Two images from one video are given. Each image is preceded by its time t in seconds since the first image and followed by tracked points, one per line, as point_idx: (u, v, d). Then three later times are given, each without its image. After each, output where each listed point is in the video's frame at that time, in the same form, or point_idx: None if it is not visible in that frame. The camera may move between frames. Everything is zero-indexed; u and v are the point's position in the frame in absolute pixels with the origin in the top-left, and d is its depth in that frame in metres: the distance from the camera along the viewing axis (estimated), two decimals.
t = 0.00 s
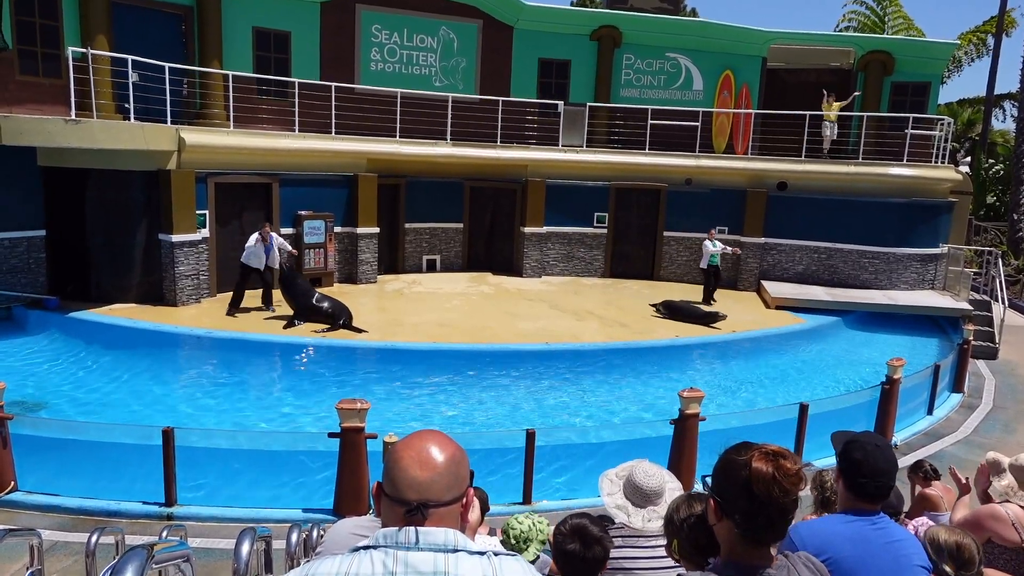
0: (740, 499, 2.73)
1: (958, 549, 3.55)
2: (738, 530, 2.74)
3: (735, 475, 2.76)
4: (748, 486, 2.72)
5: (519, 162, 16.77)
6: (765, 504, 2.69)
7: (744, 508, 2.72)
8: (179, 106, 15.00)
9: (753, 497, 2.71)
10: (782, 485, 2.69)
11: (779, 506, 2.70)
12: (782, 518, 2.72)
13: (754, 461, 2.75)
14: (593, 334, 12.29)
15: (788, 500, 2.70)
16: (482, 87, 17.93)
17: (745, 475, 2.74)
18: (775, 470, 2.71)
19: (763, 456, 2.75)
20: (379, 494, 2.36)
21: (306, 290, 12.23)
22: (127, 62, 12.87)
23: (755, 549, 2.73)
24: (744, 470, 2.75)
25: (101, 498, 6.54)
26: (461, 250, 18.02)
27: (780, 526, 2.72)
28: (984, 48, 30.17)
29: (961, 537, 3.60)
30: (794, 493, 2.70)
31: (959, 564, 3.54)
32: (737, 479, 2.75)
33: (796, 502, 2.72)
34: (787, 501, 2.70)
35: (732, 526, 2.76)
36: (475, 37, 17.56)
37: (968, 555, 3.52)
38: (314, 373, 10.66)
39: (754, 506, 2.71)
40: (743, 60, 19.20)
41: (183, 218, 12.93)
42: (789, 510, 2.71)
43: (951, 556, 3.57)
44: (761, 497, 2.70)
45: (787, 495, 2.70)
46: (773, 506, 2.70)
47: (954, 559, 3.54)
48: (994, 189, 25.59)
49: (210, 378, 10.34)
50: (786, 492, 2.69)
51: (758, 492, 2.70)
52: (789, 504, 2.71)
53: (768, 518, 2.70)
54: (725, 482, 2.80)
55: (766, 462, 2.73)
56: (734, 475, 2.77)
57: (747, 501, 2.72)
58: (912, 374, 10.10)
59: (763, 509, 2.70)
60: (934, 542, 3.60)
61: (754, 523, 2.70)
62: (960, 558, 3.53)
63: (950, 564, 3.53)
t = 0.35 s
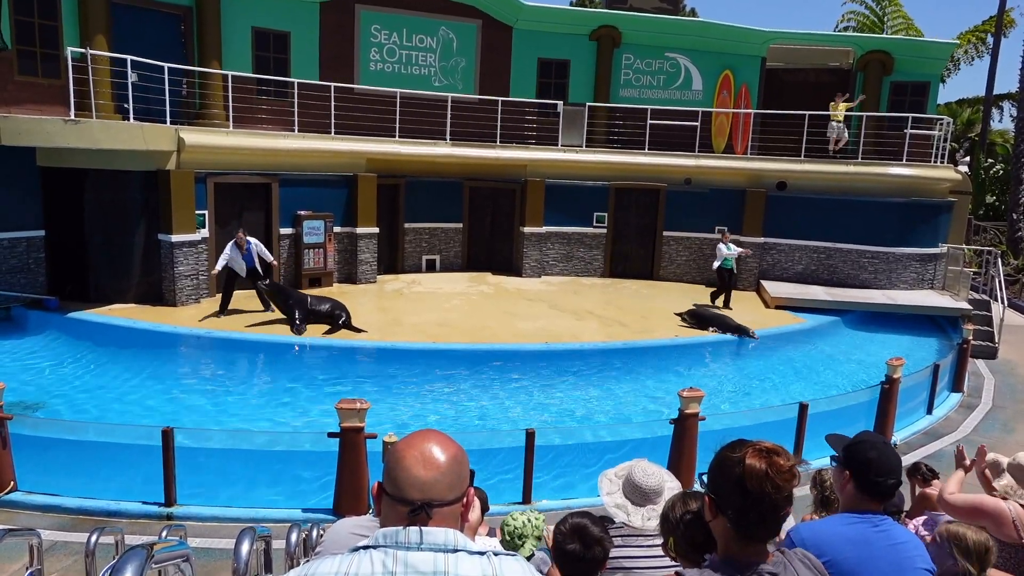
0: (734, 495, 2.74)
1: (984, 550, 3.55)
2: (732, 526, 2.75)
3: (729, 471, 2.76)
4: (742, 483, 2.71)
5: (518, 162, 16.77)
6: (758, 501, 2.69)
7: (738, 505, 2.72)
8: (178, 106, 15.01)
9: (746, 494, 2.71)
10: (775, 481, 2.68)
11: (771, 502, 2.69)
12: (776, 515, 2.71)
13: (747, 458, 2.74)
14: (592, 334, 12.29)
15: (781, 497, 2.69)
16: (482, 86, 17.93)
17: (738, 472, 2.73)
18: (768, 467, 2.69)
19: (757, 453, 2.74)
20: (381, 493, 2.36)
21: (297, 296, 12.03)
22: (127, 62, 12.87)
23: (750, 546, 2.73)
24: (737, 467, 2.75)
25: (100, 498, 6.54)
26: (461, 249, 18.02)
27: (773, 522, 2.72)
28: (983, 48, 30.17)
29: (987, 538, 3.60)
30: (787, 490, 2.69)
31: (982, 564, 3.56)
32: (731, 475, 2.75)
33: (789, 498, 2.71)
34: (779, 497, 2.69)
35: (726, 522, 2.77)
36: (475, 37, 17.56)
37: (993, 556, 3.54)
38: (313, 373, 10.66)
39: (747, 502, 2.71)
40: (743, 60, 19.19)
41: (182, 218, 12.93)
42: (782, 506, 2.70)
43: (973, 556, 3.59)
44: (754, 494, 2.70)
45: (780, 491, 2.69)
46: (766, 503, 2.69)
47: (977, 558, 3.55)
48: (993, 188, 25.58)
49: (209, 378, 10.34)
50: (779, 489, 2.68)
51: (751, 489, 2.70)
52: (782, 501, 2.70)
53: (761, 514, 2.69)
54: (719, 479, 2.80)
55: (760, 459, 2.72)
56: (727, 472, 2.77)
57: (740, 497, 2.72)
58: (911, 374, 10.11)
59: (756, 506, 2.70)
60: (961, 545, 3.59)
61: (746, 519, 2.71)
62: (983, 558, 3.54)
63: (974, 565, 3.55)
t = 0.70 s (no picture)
0: (733, 491, 2.74)
1: (986, 548, 3.57)
2: (732, 522, 2.74)
3: (728, 468, 2.77)
4: (740, 479, 2.72)
5: (521, 163, 16.78)
6: (756, 497, 2.69)
7: (737, 501, 2.72)
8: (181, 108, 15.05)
9: (744, 490, 2.71)
10: (771, 477, 2.68)
11: (769, 498, 2.68)
12: (775, 512, 2.69)
13: (745, 454, 2.75)
14: (595, 334, 12.29)
15: (779, 493, 2.68)
16: (484, 87, 17.94)
17: (737, 468, 2.74)
18: (765, 463, 2.70)
19: (756, 450, 2.76)
20: (385, 493, 2.36)
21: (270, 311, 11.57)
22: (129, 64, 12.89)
23: (751, 543, 2.71)
24: (736, 463, 2.76)
25: (104, 500, 6.55)
26: (463, 250, 18.03)
27: (772, 519, 2.70)
28: (986, 47, 30.10)
29: (987, 537, 3.63)
30: (785, 486, 2.69)
31: (982, 560, 3.56)
32: (730, 471, 2.76)
33: (788, 496, 2.70)
34: (777, 493, 2.68)
35: (727, 518, 2.77)
36: (477, 39, 17.58)
37: (994, 554, 3.56)
38: (317, 374, 10.67)
39: (745, 498, 2.71)
40: (745, 60, 19.17)
41: (186, 220, 12.94)
42: (780, 503, 2.69)
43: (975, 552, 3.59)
44: (751, 489, 2.70)
45: (778, 487, 2.68)
46: (764, 499, 2.68)
47: (978, 555, 3.57)
48: (997, 188, 25.53)
49: (213, 381, 10.35)
50: (777, 485, 2.68)
51: (748, 485, 2.70)
52: (781, 497, 2.69)
53: (759, 511, 2.69)
54: (718, 476, 2.81)
55: (758, 456, 2.73)
56: (727, 469, 2.78)
57: (739, 493, 2.72)
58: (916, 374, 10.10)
59: (754, 502, 2.69)
60: (963, 540, 3.59)
61: (744, 515, 2.71)
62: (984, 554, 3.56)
63: (976, 560, 3.55)
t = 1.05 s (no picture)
0: (738, 489, 2.74)
1: (986, 547, 3.53)
2: (738, 521, 2.73)
3: (734, 466, 2.77)
4: (746, 477, 2.72)
5: (527, 161, 16.77)
6: (762, 495, 2.68)
7: (743, 499, 2.72)
8: (188, 107, 15.09)
9: (750, 488, 2.70)
10: (777, 475, 2.68)
11: (775, 498, 2.67)
12: (781, 511, 2.68)
13: (752, 453, 2.75)
14: (600, 333, 12.28)
15: (785, 492, 2.68)
16: (489, 86, 17.92)
17: (743, 466, 2.74)
18: (771, 462, 2.70)
19: (763, 448, 2.76)
20: (387, 488, 2.36)
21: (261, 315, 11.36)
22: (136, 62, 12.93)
23: (757, 542, 2.69)
24: (742, 462, 2.75)
25: (111, 497, 6.58)
26: (468, 249, 18.02)
27: (779, 519, 2.68)
28: (994, 46, 29.96)
29: (988, 536, 3.59)
30: (791, 485, 2.68)
31: (983, 560, 3.52)
32: (736, 469, 2.76)
33: (794, 495, 2.69)
34: (783, 493, 2.67)
35: (733, 518, 2.76)
36: (482, 37, 17.57)
37: (995, 553, 3.52)
38: (321, 373, 10.68)
39: (751, 497, 2.70)
40: (751, 59, 19.12)
41: (192, 217, 12.98)
42: (786, 502, 2.68)
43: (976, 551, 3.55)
44: (758, 488, 2.69)
45: (784, 486, 2.68)
46: (769, 498, 2.68)
47: (980, 555, 3.53)
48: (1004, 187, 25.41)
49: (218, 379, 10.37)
50: (782, 483, 2.67)
51: (755, 483, 2.69)
52: (788, 496, 2.68)
53: (764, 509, 2.68)
54: (725, 474, 2.81)
55: (764, 454, 2.73)
56: (734, 467, 2.78)
57: (745, 491, 2.71)
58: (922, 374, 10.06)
59: (760, 500, 2.68)
60: (962, 539, 3.57)
61: (750, 514, 2.70)
62: (984, 553, 3.53)
63: (977, 561, 3.51)
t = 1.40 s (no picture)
0: (736, 495, 2.73)
1: (978, 548, 3.53)
2: (736, 527, 2.74)
3: (731, 472, 2.76)
4: (743, 484, 2.71)
5: (521, 168, 16.82)
6: (759, 501, 2.68)
7: (741, 505, 2.72)
8: (182, 115, 15.08)
9: (748, 494, 2.70)
10: (774, 481, 2.67)
11: (772, 503, 2.67)
12: (778, 515, 2.68)
13: (749, 459, 2.73)
14: (596, 340, 12.28)
15: (783, 497, 2.67)
16: (484, 93, 17.96)
17: (740, 472, 2.73)
18: (769, 467, 2.69)
19: (760, 454, 2.74)
20: (384, 498, 2.35)
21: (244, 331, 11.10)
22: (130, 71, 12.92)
23: (756, 548, 2.70)
24: (739, 469, 2.74)
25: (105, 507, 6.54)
26: (463, 256, 18.02)
27: (777, 524, 2.69)
28: (985, 51, 30.14)
29: (980, 536, 3.58)
30: (789, 490, 2.67)
31: (979, 562, 3.52)
32: (733, 476, 2.75)
33: (791, 500, 2.69)
34: (781, 498, 2.67)
35: (731, 524, 2.76)
36: (476, 44, 17.62)
37: (988, 554, 3.51)
38: (317, 381, 10.65)
39: (748, 503, 2.70)
40: (744, 65, 19.20)
41: (187, 226, 12.93)
42: (784, 508, 2.68)
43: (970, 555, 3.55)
44: (755, 494, 2.68)
45: (781, 492, 2.67)
46: (767, 503, 2.67)
47: (975, 557, 3.53)
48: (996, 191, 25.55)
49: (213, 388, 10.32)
50: (780, 488, 2.67)
51: (753, 489, 2.69)
52: (787, 501, 2.68)
53: (762, 514, 2.68)
54: (722, 480, 2.80)
55: (762, 460, 2.71)
56: (731, 473, 2.76)
57: (743, 497, 2.71)
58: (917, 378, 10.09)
59: (758, 506, 2.68)
60: (954, 542, 3.58)
61: (748, 520, 2.70)
62: (979, 557, 3.51)
63: (972, 562, 3.51)
